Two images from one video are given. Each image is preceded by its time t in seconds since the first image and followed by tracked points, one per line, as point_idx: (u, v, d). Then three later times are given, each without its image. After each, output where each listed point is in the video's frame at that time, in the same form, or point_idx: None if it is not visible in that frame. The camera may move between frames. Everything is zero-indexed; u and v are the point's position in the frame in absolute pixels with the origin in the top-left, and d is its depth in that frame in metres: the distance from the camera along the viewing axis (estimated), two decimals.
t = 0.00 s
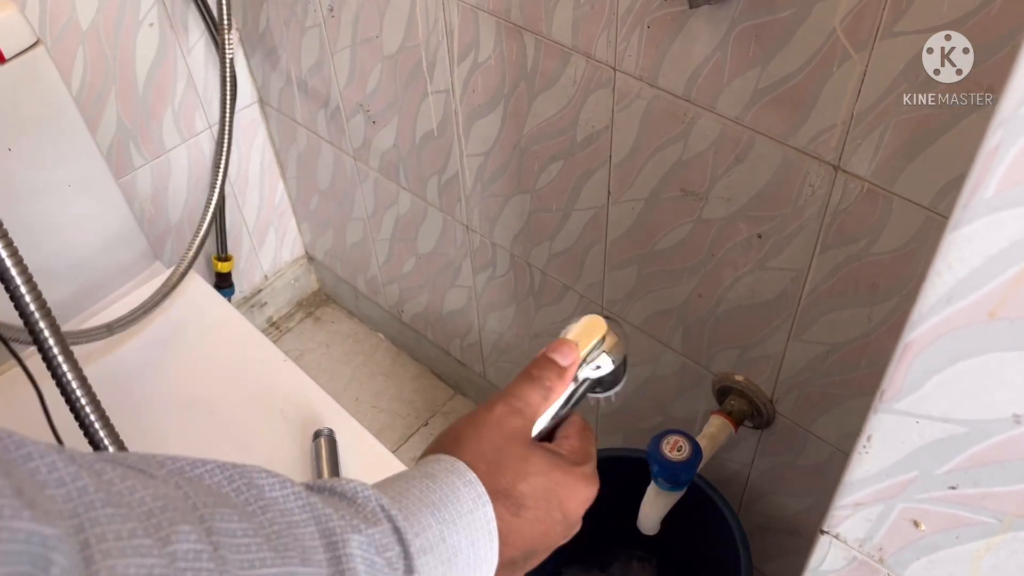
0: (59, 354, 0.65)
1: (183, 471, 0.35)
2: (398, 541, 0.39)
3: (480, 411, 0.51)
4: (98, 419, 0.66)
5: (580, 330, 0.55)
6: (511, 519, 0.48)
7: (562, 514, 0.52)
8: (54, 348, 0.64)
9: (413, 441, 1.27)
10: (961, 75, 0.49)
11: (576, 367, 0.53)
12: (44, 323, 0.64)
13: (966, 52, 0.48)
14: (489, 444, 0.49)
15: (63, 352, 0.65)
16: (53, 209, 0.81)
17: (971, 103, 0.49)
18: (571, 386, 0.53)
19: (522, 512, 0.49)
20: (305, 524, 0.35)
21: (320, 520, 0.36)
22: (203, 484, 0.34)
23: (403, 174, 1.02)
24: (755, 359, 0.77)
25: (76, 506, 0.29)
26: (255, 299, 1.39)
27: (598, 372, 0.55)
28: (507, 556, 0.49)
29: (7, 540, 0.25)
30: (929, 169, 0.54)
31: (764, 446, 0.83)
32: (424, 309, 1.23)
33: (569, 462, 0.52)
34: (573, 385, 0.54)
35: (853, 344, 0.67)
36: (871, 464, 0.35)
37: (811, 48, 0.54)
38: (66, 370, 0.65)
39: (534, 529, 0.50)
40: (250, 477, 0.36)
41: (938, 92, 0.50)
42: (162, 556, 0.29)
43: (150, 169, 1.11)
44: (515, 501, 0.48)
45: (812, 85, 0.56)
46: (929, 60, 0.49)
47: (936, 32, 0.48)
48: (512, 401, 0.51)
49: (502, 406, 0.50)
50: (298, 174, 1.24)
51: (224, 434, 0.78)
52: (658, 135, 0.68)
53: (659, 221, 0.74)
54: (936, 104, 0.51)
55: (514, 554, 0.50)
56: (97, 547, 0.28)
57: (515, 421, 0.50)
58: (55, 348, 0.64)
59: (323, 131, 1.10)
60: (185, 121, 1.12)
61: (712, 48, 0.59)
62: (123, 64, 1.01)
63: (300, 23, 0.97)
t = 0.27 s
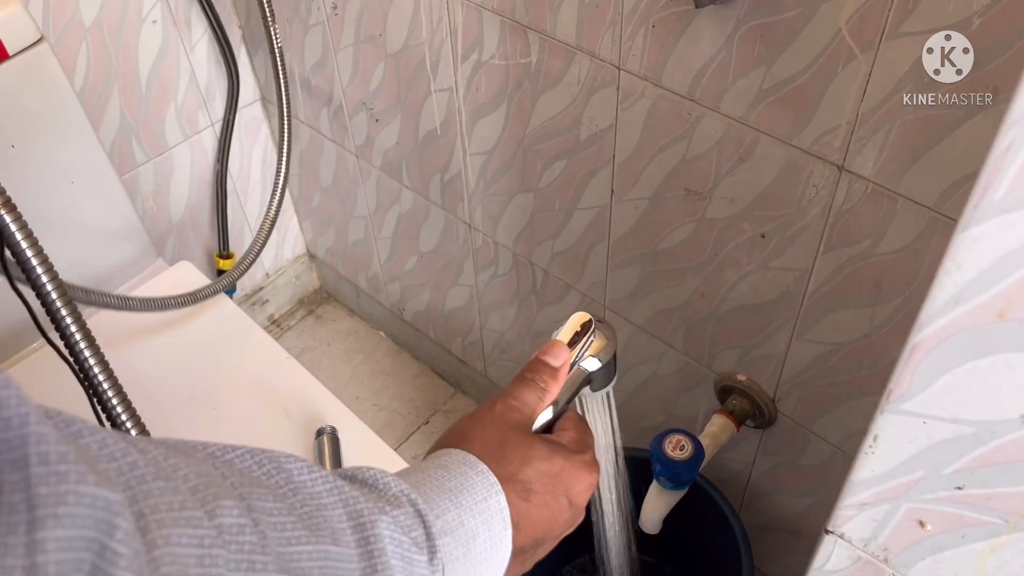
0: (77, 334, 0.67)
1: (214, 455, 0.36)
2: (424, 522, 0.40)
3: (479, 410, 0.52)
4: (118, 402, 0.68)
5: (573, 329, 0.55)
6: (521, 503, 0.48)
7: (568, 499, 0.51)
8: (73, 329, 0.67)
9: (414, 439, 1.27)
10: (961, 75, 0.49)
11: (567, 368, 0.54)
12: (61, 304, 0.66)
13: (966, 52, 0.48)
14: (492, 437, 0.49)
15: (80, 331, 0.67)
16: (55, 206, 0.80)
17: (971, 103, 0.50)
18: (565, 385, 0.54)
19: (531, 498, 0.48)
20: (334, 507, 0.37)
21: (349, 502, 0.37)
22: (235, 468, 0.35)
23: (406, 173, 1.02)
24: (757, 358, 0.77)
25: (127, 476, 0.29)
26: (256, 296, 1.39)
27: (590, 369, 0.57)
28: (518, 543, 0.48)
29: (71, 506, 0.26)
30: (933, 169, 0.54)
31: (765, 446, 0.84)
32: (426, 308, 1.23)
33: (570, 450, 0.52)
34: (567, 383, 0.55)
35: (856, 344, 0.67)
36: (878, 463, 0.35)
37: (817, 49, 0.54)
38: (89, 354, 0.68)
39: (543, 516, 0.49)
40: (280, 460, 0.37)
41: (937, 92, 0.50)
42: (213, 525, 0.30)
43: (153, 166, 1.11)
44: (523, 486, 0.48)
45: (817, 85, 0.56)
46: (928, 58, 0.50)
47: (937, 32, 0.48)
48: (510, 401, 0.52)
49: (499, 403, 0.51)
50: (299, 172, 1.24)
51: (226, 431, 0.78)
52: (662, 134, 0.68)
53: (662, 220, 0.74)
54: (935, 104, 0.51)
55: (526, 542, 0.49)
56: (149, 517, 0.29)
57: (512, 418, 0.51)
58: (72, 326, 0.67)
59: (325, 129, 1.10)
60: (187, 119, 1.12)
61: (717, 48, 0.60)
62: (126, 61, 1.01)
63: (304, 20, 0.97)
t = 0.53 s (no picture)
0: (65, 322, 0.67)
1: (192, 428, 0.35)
2: (411, 486, 0.39)
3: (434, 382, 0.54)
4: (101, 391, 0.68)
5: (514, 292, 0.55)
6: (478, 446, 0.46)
7: (531, 442, 0.49)
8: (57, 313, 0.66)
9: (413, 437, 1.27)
10: (960, 75, 0.49)
11: (513, 330, 0.54)
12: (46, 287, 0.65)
13: (966, 51, 0.48)
14: (439, 396, 0.50)
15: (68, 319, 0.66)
16: (55, 202, 0.80)
17: (971, 103, 0.50)
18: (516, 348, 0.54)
19: (490, 442, 0.47)
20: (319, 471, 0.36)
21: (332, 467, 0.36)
22: (214, 439, 0.33)
23: (406, 171, 1.02)
24: (758, 357, 0.77)
25: (122, 446, 0.30)
26: (256, 294, 1.38)
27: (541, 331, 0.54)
28: (492, 488, 0.46)
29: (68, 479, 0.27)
30: (934, 168, 0.54)
31: (765, 445, 0.84)
32: (426, 306, 1.23)
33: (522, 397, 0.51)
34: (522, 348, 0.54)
35: (856, 343, 0.67)
36: (880, 462, 0.35)
37: (819, 48, 0.54)
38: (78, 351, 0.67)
39: (508, 460, 0.47)
40: (253, 429, 0.36)
41: (937, 91, 0.51)
42: (202, 492, 0.30)
43: (152, 162, 1.11)
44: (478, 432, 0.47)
45: (820, 85, 0.56)
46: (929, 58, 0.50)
47: (937, 32, 0.48)
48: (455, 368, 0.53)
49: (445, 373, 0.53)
50: (300, 169, 1.24)
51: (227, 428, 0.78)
52: (664, 133, 0.68)
53: (663, 219, 0.74)
54: (935, 104, 0.51)
55: (499, 488, 0.46)
56: (140, 483, 0.29)
57: (456, 377, 0.52)
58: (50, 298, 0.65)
59: (325, 127, 1.10)
60: (188, 116, 1.11)
61: (719, 47, 0.59)
62: (126, 57, 1.01)
63: (304, 18, 0.97)
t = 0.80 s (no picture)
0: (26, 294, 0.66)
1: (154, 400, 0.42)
2: (354, 443, 0.47)
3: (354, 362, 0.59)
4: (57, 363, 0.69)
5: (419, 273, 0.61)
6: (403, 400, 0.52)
7: (455, 391, 0.56)
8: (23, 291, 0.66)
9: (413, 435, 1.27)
10: (961, 75, 0.49)
11: (421, 304, 0.60)
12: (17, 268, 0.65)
13: (966, 52, 0.48)
14: (361, 370, 0.56)
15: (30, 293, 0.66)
16: (55, 199, 0.80)
17: (971, 104, 0.50)
18: (425, 318, 0.60)
19: (413, 394, 0.53)
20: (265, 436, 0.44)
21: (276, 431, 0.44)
22: (173, 407, 0.42)
23: (407, 169, 1.02)
24: (759, 357, 0.77)
25: (98, 413, 0.37)
26: (256, 291, 1.38)
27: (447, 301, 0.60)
28: (423, 437, 0.52)
29: (71, 451, 0.33)
30: (937, 167, 0.54)
31: (765, 444, 0.84)
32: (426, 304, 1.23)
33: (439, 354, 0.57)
34: (430, 317, 0.60)
35: (857, 342, 0.67)
36: (883, 461, 0.35)
37: (820, 47, 0.54)
38: (43, 339, 0.68)
39: (436, 411, 0.53)
40: (206, 402, 0.44)
41: (937, 92, 0.51)
42: (178, 449, 0.38)
43: (153, 159, 1.11)
44: (401, 390, 0.53)
45: (822, 83, 0.56)
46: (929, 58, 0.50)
47: (937, 32, 0.48)
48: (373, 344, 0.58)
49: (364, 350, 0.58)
50: (300, 167, 1.24)
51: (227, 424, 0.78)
52: (666, 131, 0.68)
53: (664, 217, 0.74)
54: (935, 104, 0.51)
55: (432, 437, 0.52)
56: (124, 443, 0.36)
57: (375, 348, 0.58)
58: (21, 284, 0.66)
59: (326, 124, 1.10)
60: (189, 112, 1.11)
61: (721, 45, 0.59)
62: (128, 53, 1.01)
63: (305, 16, 0.97)
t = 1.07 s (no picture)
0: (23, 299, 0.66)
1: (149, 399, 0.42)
2: (348, 438, 0.47)
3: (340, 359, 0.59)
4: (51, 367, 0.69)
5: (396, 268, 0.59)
6: (392, 394, 0.53)
7: (441, 382, 0.56)
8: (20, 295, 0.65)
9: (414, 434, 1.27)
10: (961, 75, 0.49)
11: (402, 300, 0.59)
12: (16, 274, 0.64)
13: (966, 51, 0.48)
14: (349, 365, 0.56)
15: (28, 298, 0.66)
16: (56, 196, 0.80)
17: (972, 103, 0.50)
18: (407, 315, 0.59)
19: (401, 388, 0.54)
20: (260, 432, 0.44)
21: (271, 426, 0.44)
22: (168, 406, 0.42)
23: (408, 167, 1.02)
24: (759, 355, 0.77)
25: (99, 414, 0.37)
26: (256, 289, 1.38)
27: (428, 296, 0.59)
28: (413, 430, 0.52)
29: (79, 454, 0.33)
30: (939, 166, 0.54)
31: (766, 443, 0.84)
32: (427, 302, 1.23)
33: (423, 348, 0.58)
34: (412, 313, 0.59)
35: (858, 341, 0.67)
36: (885, 458, 0.35)
37: (822, 46, 0.54)
38: (39, 345, 0.67)
39: (425, 404, 0.54)
40: (201, 399, 0.44)
41: (937, 91, 0.51)
42: (178, 447, 0.39)
43: (153, 157, 1.11)
44: (390, 383, 0.54)
45: (824, 82, 0.56)
46: (930, 58, 0.50)
47: (937, 32, 0.49)
48: (357, 340, 0.58)
49: (348, 347, 0.58)
50: (301, 165, 1.24)
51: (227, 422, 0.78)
52: (668, 130, 0.68)
53: (666, 216, 0.74)
54: (935, 104, 0.51)
55: (422, 428, 0.53)
56: (128, 444, 0.36)
57: (359, 346, 0.58)
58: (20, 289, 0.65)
59: (327, 122, 1.10)
60: (189, 110, 1.11)
61: (724, 44, 0.59)
62: (129, 50, 1.00)
63: (306, 14, 0.97)
